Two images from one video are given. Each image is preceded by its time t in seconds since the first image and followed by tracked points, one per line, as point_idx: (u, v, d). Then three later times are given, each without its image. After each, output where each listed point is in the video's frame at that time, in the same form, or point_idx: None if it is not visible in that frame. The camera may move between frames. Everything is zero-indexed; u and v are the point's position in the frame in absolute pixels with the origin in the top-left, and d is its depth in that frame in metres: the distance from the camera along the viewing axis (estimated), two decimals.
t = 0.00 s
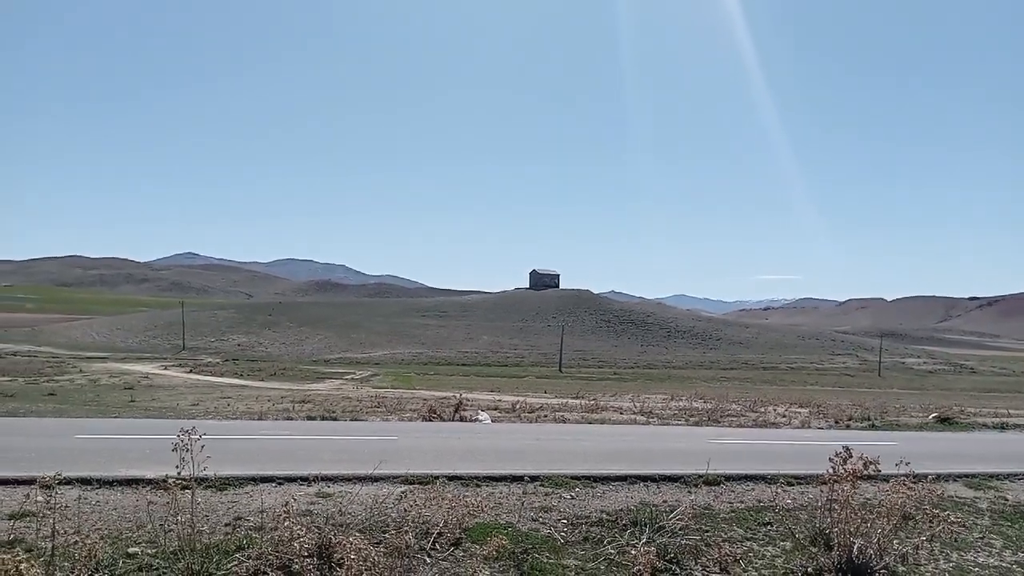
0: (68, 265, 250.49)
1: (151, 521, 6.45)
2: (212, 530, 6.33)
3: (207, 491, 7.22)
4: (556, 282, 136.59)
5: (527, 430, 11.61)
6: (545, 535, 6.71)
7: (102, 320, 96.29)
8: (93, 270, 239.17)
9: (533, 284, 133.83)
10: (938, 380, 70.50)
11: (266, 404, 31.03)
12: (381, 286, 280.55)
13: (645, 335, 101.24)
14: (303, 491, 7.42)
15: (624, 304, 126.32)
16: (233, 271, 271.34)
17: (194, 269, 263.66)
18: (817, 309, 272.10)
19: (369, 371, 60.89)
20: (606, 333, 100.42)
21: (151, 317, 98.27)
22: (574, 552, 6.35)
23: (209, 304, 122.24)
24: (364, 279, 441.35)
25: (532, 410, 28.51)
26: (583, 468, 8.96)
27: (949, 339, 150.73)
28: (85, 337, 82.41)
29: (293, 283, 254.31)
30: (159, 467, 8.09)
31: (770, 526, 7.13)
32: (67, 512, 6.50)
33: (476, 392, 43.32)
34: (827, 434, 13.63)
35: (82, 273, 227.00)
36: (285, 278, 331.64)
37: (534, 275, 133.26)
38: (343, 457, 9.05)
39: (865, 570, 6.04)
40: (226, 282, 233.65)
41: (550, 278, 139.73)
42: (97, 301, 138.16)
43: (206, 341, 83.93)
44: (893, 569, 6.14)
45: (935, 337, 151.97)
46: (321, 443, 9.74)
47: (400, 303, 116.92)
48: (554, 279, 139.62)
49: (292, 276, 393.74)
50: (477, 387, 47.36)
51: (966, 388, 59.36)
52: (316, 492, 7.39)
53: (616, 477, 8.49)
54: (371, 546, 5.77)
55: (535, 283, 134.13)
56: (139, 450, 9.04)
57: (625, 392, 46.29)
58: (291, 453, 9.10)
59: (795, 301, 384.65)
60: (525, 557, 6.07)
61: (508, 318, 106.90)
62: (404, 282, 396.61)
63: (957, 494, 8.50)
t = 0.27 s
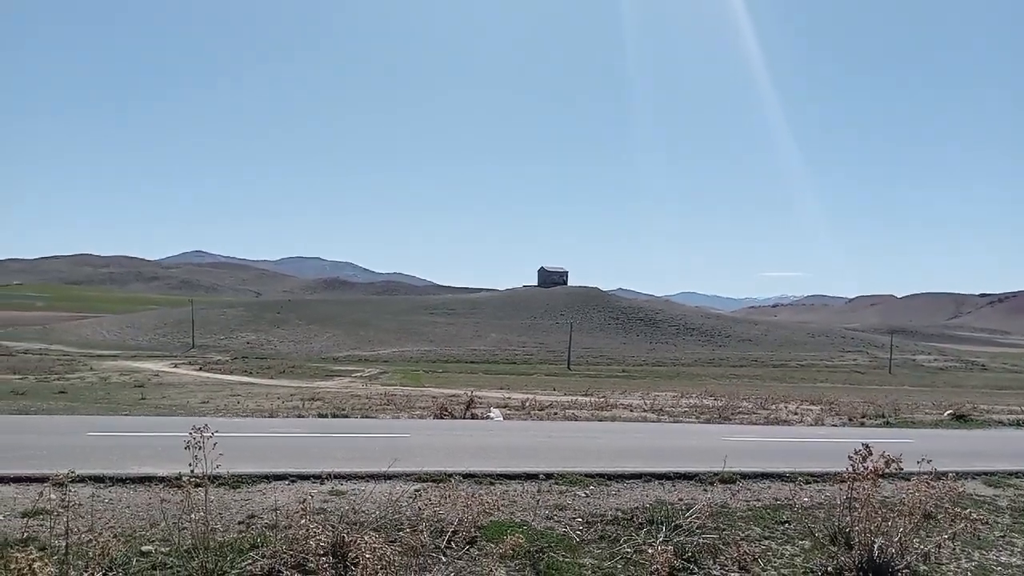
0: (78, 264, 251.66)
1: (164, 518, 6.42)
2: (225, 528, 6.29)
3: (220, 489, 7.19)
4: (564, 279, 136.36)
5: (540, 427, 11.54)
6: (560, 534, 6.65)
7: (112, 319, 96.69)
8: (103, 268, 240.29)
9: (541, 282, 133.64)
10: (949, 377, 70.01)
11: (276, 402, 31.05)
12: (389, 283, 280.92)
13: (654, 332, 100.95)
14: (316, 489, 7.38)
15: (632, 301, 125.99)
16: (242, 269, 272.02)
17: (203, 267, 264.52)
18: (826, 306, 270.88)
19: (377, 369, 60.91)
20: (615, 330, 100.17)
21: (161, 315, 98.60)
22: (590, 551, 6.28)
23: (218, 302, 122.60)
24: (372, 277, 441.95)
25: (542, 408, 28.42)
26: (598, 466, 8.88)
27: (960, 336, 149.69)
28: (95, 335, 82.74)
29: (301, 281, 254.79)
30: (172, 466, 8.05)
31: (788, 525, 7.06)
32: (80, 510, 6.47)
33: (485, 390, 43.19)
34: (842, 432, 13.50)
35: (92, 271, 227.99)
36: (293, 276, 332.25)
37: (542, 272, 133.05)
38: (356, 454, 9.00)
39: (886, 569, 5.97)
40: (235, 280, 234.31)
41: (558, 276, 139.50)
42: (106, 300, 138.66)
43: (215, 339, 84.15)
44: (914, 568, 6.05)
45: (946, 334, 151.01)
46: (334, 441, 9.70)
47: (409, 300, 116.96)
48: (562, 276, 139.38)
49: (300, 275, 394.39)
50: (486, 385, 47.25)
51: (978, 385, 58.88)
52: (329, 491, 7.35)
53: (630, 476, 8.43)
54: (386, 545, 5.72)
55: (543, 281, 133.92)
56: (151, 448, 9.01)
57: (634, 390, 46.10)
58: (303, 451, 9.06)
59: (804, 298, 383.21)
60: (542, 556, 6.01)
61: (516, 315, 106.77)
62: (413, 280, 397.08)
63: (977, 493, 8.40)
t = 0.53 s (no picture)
0: (97, 262, 254.08)
1: (185, 516, 6.38)
2: (246, 526, 6.26)
3: (241, 485, 7.16)
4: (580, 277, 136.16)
5: (561, 424, 11.46)
6: (584, 532, 6.57)
7: (130, 317, 97.53)
8: (122, 267, 242.45)
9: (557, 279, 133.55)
10: (968, 375, 69.31)
11: (293, 398, 31.20)
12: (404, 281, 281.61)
13: (670, 330, 100.60)
14: (337, 485, 7.35)
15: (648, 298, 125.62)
16: (259, 267, 273.54)
17: (220, 265, 266.26)
18: (844, 304, 269.11)
19: (393, 367, 61.11)
20: (631, 328, 99.93)
21: (178, 313, 99.36)
22: (616, 550, 6.18)
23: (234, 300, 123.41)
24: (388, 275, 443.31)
25: (559, 405, 28.42)
26: (620, 464, 8.79)
27: (980, 334, 148.25)
28: (114, 333, 83.46)
29: (317, 279, 255.99)
30: (194, 461, 8.03)
31: (816, 524, 6.95)
32: (102, 506, 6.46)
33: (501, 387, 43.23)
34: (866, 429, 13.34)
35: (111, 270, 230.05)
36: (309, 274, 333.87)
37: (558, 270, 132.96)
38: (376, 450, 8.97)
39: (920, 570, 5.83)
40: (252, 279, 235.75)
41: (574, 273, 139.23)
42: (124, 298, 139.81)
43: (233, 336, 84.70)
44: (950, 570, 5.90)
45: (966, 331, 149.56)
46: (354, 436, 9.67)
47: (424, 298, 117.22)
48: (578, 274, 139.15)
49: (316, 273, 396.12)
50: (502, 383, 47.26)
51: (999, 383, 58.27)
52: (350, 487, 7.31)
53: (654, 473, 8.33)
54: (410, 544, 5.65)
55: (559, 279, 133.85)
56: (172, 444, 9.00)
57: (651, 388, 45.95)
58: (324, 447, 9.02)
59: (821, 295, 380.80)
60: (567, 556, 5.92)
61: (532, 313, 106.75)
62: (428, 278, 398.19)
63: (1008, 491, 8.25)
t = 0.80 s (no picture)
0: (110, 260, 255.55)
1: (204, 517, 6.33)
2: (266, 527, 6.21)
3: (260, 485, 7.11)
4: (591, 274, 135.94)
5: (580, 424, 11.36)
6: (606, 534, 6.49)
7: (143, 314, 98.05)
8: (134, 265, 243.90)
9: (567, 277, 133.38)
10: (983, 373, 68.76)
11: (306, 396, 31.25)
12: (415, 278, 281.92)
13: (681, 327, 100.32)
14: (355, 486, 7.28)
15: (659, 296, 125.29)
16: (270, 265, 274.52)
17: (232, 263, 267.37)
18: (856, 301, 267.67)
19: (404, 364, 61.15)
20: (642, 326, 99.68)
21: (191, 311, 99.81)
22: (639, 554, 6.10)
23: (246, 298, 123.85)
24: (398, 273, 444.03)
25: (572, 403, 28.34)
26: (641, 465, 8.69)
27: (994, 331, 147.11)
28: (127, 331, 83.93)
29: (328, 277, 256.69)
30: (212, 461, 7.98)
31: (842, 527, 6.85)
32: (120, 507, 6.41)
33: (513, 385, 43.17)
34: (887, 429, 13.18)
35: (123, 268, 231.41)
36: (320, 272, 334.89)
37: (568, 267, 132.81)
38: (394, 451, 8.90)
39: None
40: (264, 276, 236.61)
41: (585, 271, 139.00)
42: (137, 296, 140.55)
43: (245, 334, 85.04)
44: None
45: (980, 329, 148.47)
46: (371, 437, 9.59)
47: (435, 296, 117.30)
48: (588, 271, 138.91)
49: (327, 270, 397.28)
50: (514, 380, 47.25)
51: (1014, 381, 57.81)
52: (368, 488, 7.25)
53: (675, 474, 8.24)
54: (433, 546, 5.59)
55: (570, 276, 133.69)
56: (190, 444, 8.94)
57: (663, 385, 45.82)
58: (342, 447, 8.95)
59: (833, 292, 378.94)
60: (592, 559, 5.83)
61: (543, 311, 106.62)
62: (439, 276, 398.60)
63: None
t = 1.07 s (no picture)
0: (116, 254, 256.06)
1: (217, 513, 6.30)
2: (279, 524, 6.16)
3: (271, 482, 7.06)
4: (595, 269, 135.81)
5: (591, 420, 11.29)
6: (621, 533, 6.44)
7: (148, 308, 98.21)
8: (139, 259, 244.44)
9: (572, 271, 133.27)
10: (989, 368, 68.58)
11: (312, 391, 31.23)
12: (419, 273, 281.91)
13: (686, 322, 100.20)
14: (367, 483, 7.23)
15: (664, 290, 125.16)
16: (275, 259, 274.91)
17: (237, 257, 267.82)
18: (861, 296, 267.23)
19: (409, 359, 61.19)
20: (647, 320, 99.59)
21: (196, 305, 99.98)
22: (655, 552, 6.04)
23: (251, 292, 123.93)
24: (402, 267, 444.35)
25: (579, 398, 28.29)
26: (654, 461, 8.62)
27: (999, 326, 146.77)
28: (133, 324, 84.09)
29: (333, 271, 256.98)
30: (222, 458, 7.92)
31: (859, 525, 6.78)
32: (132, 503, 6.37)
33: (518, 380, 43.16)
34: (900, 426, 13.06)
35: (128, 262, 231.93)
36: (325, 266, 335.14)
37: (573, 262, 132.70)
38: (404, 447, 8.83)
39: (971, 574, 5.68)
40: (269, 271, 236.94)
41: (589, 265, 138.81)
42: (142, 290, 140.84)
43: (250, 328, 85.13)
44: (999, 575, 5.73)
45: (985, 324, 148.20)
46: (380, 433, 9.52)
47: (440, 290, 117.28)
48: (593, 266, 138.73)
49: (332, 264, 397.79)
50: (519, 375, 47.24)
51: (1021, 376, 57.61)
52: (380, 485, 7.19)
53: (688, 471, 8.17)
54: (448, 545, 5.54)
55: (574, 271, 133.60)
56: (203, 440, 8.87)
57: (669, 380, 45.76)
58: (352, 444, 8.88)
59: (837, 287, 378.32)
60: (609, 554, 5.79)
61: (548, 305, 106.55)
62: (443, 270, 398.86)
63: None
